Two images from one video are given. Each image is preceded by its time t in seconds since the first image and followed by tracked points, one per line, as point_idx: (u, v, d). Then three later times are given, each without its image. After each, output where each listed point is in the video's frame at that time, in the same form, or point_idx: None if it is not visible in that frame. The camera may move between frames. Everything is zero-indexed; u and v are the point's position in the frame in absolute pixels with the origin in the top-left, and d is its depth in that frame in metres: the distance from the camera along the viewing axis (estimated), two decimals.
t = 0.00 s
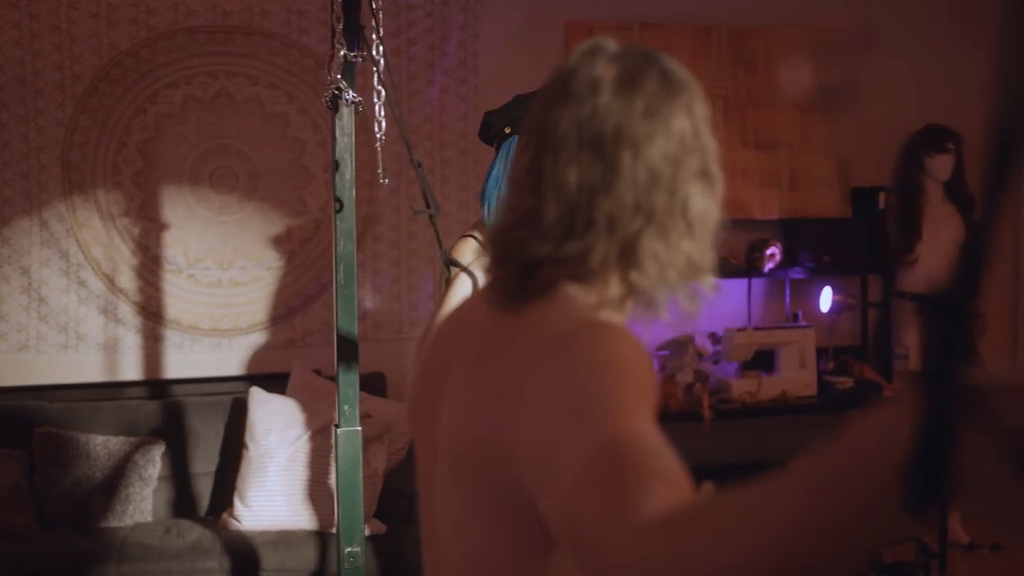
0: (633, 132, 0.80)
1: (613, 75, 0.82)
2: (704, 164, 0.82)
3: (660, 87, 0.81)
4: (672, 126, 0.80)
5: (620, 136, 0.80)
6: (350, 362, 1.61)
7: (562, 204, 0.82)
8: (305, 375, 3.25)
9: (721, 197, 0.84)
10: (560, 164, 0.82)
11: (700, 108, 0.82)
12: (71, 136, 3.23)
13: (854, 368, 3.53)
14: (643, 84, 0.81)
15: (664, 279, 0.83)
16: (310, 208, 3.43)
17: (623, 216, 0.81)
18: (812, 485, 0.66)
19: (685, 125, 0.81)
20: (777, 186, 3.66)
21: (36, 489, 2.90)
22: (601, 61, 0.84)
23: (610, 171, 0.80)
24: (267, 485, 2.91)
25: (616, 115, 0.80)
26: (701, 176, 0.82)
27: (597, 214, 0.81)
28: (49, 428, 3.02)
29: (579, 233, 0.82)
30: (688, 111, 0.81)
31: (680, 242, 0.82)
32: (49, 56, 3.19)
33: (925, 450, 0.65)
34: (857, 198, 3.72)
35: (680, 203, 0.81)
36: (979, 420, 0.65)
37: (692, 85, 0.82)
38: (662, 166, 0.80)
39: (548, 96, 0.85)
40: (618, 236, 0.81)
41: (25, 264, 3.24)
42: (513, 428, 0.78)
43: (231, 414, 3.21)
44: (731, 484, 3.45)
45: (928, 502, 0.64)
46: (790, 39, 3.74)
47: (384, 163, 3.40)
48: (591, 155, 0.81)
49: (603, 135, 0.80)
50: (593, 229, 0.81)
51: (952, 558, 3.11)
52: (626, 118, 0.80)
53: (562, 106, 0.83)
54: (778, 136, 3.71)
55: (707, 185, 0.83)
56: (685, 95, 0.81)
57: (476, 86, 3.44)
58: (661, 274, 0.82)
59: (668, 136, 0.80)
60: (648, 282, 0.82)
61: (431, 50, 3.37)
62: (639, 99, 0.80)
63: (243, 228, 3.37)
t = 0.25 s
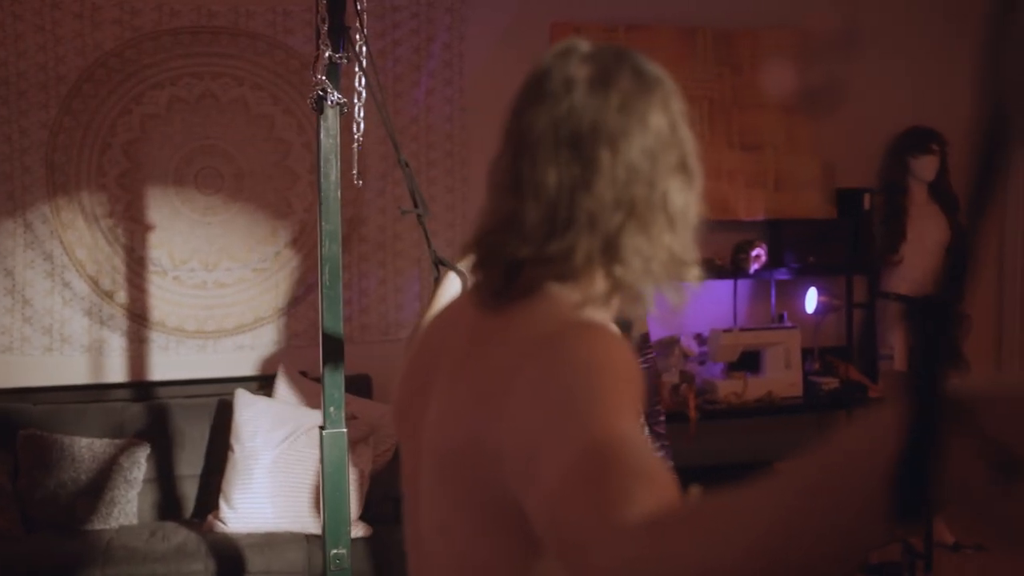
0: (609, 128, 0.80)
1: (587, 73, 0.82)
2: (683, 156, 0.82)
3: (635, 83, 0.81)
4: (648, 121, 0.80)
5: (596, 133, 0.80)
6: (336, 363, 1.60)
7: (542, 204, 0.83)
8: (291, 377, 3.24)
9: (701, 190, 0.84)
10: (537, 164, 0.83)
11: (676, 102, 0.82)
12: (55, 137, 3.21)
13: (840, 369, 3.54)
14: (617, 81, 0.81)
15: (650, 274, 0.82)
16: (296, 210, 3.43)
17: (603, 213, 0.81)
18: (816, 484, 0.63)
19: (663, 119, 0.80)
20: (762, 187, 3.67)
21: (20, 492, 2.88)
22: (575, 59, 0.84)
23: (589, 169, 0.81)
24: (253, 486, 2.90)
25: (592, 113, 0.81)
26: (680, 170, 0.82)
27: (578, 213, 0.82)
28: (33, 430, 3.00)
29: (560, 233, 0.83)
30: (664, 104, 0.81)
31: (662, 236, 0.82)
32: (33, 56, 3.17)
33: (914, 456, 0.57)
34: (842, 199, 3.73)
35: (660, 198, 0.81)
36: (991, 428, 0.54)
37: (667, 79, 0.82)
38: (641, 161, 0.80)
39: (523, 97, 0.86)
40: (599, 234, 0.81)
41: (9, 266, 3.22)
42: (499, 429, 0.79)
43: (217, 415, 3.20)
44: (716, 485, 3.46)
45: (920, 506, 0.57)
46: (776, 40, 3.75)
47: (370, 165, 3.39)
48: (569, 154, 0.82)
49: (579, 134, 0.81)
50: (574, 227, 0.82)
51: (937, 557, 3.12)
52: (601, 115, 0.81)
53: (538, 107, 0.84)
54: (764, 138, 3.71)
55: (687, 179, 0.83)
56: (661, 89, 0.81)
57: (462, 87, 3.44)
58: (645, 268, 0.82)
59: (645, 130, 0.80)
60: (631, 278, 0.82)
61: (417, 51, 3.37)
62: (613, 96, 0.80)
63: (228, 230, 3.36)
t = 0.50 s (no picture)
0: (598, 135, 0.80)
1: (579, 78, 0.82)
2: (672, 165, 0.82)
3: (626, 89, 0.81)
4: (638, 129, 0.79)
5: (585, 140, 0.81)
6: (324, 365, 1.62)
7: (529, 209, 0.84)
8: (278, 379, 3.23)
9: (690, 197, 0.84)
10: (526, 169, 0.83)
11: (667, 109, 0.82)
12: (41, 138, 3.19)
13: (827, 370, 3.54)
14: (608, 87, 0.81)
15: (634, 282, 0.83)
16: (284, 212, 3.43)
17: (590, 220, 0.81)
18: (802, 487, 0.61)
19: (653, 126, 0.80)
20: (750, 189, 3.67)
21: (7, 495, 2.87)
22: (568, 63, 0.85)
23: (577, 175, 0.81)
24: (242, 489, 2.89)
25: (582, 119, 0.81)
26: (669, 178, 0.82)
27: (564, 219, 0.82)
28: (19, 432, 2.98)
29: (546, 239, 0.83)
30: (655, 112, 0.81)
31: (648, 244, 0.82)
32: (20, 57, 3.14)
33: (899, 454, 0.56)
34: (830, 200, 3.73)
35: (648, 206, 0.81)
36: (977, 423, 0.53)
37: (659, 85, 0.82)
38: (630, 169, 0.80)
39: (514, 100, 0.86)
40: (585, 240, 0.82)
41: None
42: (484, 433, 0.79)
43: (205, 417, 3.20)
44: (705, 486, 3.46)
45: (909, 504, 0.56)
46: (764, 42, 3.75)
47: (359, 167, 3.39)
48: (557, 160, 0.82)
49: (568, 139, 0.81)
50: (560, 233, 0.82)
51: (926, 557, 3.13)
52: (590, 121, 0.81)
53: (530, 110, 0.84)
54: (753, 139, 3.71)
55: (675, 186, 0.83)
56: (652, 96, 0.81)
57: (450, 89, 3.44)
58: (630, 276, 0.82)
59: (635, 138, 0.80)
60: (617, 286, 0.83)
61: (405, 52, 3.37)
62: (604, 102, 0.80)
63: (216, 232, 3.36)
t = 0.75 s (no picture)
0: (582, 137, 0.80)
1: (564, 80, 0.82)
2: (657, 167, 0.83)
3: (611, 90, 0.81)
4: (622, 130, 0.80)
5: (569, 142, 0.81)
6: (312, 369, 1.60)
7: (513, 212, 0.84)
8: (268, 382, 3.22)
9: (674, 200, 0.85)
10: (511, 171, 0.84)
11: (653, 111, 0.82)
12: (30, 141, 3.17)
13: (817, 372, 3.55)
14: (593, 88, 0.81)
15: (618, 285, 0.83)
16: (274, 214, 3.42)
17: (573, 223, 0.82)
18: (777, 490, 0.63)
19: (638, 128, 0.81)
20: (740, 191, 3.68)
21: None
22: (554, 65, 0.85)
23: (560, 178, 0.81)
24: (231, 493, 2.88)
25: (566, 121, 0.81)
26: (653, 180, 0.83)
27: (547, 221, 0.82)
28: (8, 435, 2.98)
29: (530, 242, 0.83)
30: (640, 113, 0.81)
31: (632, 247, 0.83)
32: (9, 60, 3.12)
33: (875, 453, 0.54)
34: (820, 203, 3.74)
35: (632, 208, 0.82)
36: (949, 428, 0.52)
37: (645, 86, 0.83)
38: (613, 172, 0.80)
39: (500, 103, 0.87)
40: (569, 243, 0.82)
41: None
42: (469, 437, 0.77)
43: (194, 420, 3.20)
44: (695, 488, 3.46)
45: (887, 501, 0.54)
46: (754, 45, 3.76)
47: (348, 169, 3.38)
48: (540, 162, 0.83)
49: (552, 141, 0.81)
50: (544, 235, 0.82)
51: (915, 558, 3.14)
52: (575, 123, 0.81)
53: (515, 112, 0.85)
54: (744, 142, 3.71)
55: (660, 189, 0.83)
56: (638, 97, 0.81)
57: (440, 91, 3.44)
58: (614, 278, 0.83)
59: (619, 139, 0.80)
60: (602, 289, 0.83)
61: (395, 55, 3.37)
62: (589, 103, 0.80)
63: (206, 234, 3.36)
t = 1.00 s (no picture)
0: (569, 142, 0.81)
1: (551, 86, 0.83)
2: (644, 171, 0.83)
3: (597, 96, 0.82)
4: (609, 135, 0.81)
5: (556, 147, 0.81)
6: (303, 373, 1.58)
7: (500, 217, 0.84)
8: (258, 386, 3.22)
9: (661, 204, 0.86)
10: (498, 177, 0.84)
11: (639, 116, 0.83)
12: (19, 144, 3.16)
13: (808, 375, 3.55)
14: (579, 94, 0.82)
15: (607, 289, 0.83)
16: (264, 217, 3.41)
17: (561, 228, 0.82)
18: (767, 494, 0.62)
19: (625, 133, 0.82)
20: (731, 195, 3.69)
21: None
22: (541, 71, 0.86)
23: (548, 182, 0.81)
24: (221, 497, 2.88)
25: (554, 126, 0.82)
26: (641, 184, 0.83)
27: (535, 225, 0.82)
28: None
29: (518, 247, 0.83)
30: (627, 118, 0.82)
31: (620, 251, 0.83)
32: None
33: (868, 457, 0.51)
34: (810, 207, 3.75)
35: (620, 213, 0.82)
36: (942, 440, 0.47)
37: (631, 92, 0.84)
38: (600, 176, 0.81)
39: (487, 109, 0.88)
40: (556, 247, 0.82)
41: None
42: (460, 443, 0.77)
43: (184, 425, 3.18)
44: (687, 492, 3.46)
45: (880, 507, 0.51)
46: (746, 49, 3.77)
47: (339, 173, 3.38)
48: (528, 168, 0.83)
49: (539, 146, 0.82)
50: (531, 241, 0.82)
51: (906, 562, 3.15)
52: (562, 128, 0.81)
53: (502, 118, 0.85)
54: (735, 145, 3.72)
55: (647, 193, 0.84)
56: (623, 102, 0.82)
57: (431, 95, 3.44)
58: (602, 283, 0.83)
59: (605, 144, 0.81)
60: (590, 293, 0.82)
61: (386, 58, 3.37)
62: (575, 108, 0.81)
63: (196, 238, 3.35)
